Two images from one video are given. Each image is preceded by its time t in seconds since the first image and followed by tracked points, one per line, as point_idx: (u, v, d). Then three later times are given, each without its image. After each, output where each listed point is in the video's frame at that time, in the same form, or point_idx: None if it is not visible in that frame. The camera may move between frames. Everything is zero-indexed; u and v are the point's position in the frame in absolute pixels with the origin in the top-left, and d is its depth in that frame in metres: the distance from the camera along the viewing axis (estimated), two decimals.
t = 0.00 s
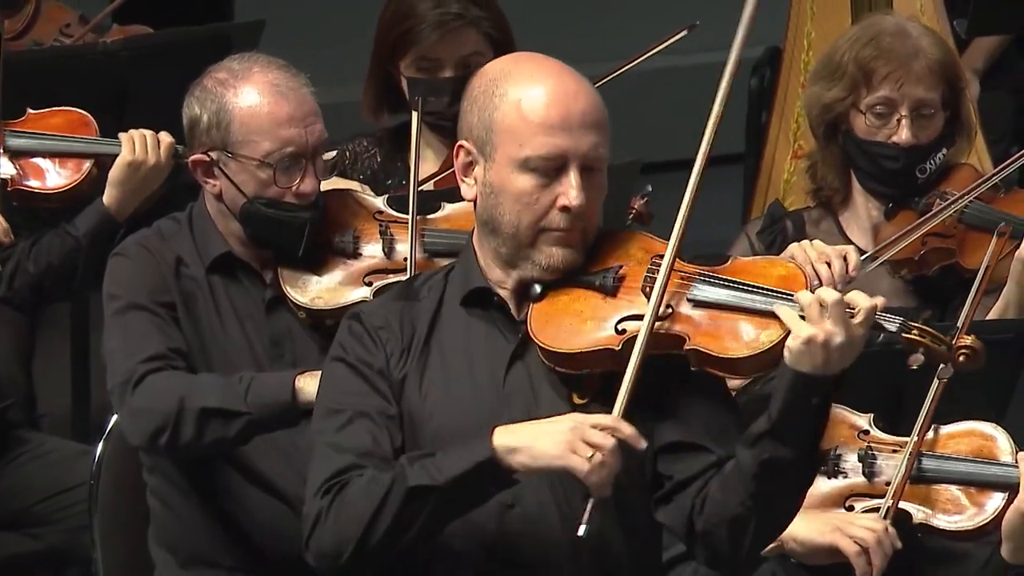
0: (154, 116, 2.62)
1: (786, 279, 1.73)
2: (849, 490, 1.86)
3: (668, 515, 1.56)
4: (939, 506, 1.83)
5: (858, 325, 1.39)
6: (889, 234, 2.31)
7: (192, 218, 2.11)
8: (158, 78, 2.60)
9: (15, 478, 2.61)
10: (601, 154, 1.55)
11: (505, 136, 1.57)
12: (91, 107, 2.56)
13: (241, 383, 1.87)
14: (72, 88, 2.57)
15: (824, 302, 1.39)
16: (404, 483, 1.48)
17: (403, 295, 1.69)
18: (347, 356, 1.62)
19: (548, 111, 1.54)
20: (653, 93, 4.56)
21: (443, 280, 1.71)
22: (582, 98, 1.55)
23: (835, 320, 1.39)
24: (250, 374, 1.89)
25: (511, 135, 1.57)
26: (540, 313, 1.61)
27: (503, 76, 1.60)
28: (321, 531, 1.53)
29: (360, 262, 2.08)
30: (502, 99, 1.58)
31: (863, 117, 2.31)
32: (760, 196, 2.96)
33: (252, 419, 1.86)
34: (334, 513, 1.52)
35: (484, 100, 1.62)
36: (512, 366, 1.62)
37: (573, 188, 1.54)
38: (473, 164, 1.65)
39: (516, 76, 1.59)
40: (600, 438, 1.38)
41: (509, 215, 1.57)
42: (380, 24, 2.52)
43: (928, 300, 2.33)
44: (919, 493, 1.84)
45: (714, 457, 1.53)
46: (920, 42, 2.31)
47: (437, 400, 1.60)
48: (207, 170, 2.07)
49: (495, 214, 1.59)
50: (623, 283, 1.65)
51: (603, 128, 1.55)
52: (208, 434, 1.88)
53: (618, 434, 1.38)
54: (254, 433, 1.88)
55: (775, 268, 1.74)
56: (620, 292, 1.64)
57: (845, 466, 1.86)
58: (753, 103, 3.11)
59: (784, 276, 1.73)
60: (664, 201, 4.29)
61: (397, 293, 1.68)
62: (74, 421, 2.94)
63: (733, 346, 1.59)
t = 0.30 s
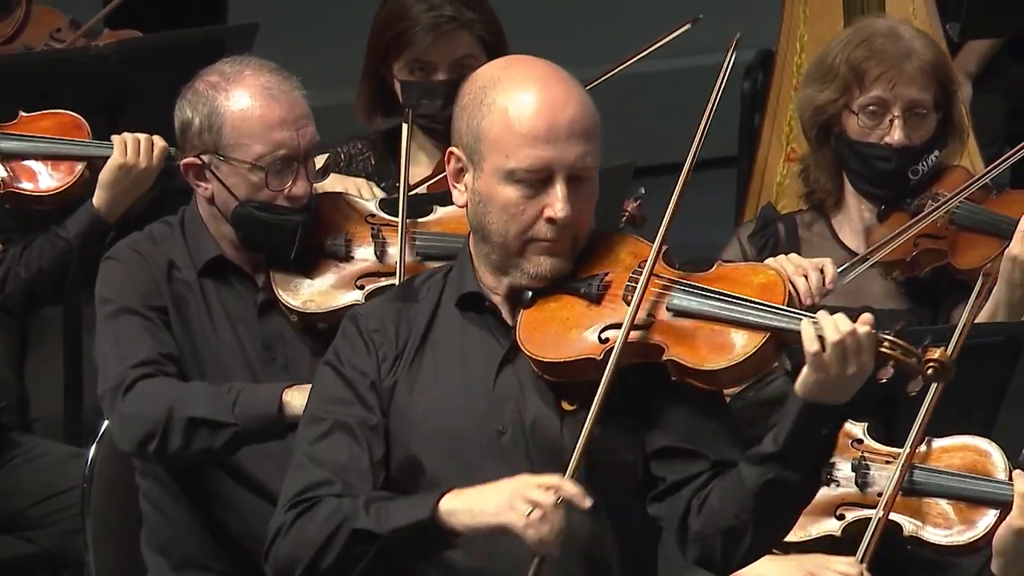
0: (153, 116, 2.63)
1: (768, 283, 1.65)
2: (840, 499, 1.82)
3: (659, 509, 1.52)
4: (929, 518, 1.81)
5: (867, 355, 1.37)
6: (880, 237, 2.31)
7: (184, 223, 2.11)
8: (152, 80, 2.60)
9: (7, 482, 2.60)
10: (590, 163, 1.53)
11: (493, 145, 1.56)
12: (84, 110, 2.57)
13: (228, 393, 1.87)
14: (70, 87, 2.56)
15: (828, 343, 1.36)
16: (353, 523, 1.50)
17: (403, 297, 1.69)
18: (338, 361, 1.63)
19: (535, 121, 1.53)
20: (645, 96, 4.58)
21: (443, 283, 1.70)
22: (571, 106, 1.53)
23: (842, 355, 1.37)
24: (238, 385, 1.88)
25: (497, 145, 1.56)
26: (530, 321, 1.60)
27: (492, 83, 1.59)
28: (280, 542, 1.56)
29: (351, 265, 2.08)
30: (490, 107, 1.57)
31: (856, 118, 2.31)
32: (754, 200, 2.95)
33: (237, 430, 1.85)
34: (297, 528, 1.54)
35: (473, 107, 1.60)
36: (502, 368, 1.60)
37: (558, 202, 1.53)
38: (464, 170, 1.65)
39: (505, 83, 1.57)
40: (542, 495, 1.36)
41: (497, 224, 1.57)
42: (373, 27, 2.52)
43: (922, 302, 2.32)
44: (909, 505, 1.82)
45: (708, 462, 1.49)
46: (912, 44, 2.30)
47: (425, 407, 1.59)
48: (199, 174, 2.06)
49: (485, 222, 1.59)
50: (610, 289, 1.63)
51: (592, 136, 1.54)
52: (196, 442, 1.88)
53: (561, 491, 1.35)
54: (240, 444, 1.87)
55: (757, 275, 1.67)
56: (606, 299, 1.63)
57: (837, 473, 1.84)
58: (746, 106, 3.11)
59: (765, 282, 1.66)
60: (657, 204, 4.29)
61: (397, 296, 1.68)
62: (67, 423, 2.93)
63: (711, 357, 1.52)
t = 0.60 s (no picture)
0: (146, 117, 2.65)
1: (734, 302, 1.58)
2: (838, 506, 1.75)
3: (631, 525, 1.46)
4: (922, 526, 1.72)
5: (791, 379, 1.32)
6: (876, 240, 2.30)
7: (178, 225, 2.11)
8: (147, 82, 2.63)
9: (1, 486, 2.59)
10: (572, 171, 1.49)
11: (479, 152, 1.53)
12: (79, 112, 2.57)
13: (219, 405, 1.87)
14: (66, 88, 2.55)
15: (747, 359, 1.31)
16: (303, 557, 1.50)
17: (413, 292, 1.67)
18: (337, 357, 1.62)
19: (520, 131, 1.50)
20: (641, 99, 4.59)
21: (452, 279, 1.67)
22: (558, 113, 1.50)
23: (766, 375, 1.31)
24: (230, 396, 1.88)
25: (482, 150, 1.53)
26: (512, 328, 1.56)
27: (483, 87, 1.55)
28: (257, 543, 1.57)
29: (344, 270, 2.08)
30: (478, 112, 1.54)
31: (851, 122, 2.30)
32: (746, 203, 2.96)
33: (227, 442, 1.86)
34: (271, 537, 1.55)
35: (465, 110, 1.58)
36: (490, 371, 1.56)
37: (538, 209, 1.49)
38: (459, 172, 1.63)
39: (495, 87, 1.54)
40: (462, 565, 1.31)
41: (482, 228, 1.54)
42: (368, 31, 2.52)
43: (916, 306, 2.33)
44: (903, 514, 1.73)
45: (672, 477, 1.44)
46: (906, 47, 2.29)
47: (408, 409, 1.56)
48: (193, 177, 2.06)
49: (473, 225, 1.56)
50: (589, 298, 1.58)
51: (578, 146, 1.50)
52: (187, 451, 1.89)
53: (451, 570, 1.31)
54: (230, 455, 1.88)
55: (722, 290, 1.60)
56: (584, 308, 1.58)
57: (835, 480, 1.76)
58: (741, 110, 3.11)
59: (727, 300, 1.59)
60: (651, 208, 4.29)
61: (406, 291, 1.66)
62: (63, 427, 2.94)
63: (666, 373, 1.46)
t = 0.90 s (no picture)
0: (142, 121, 2.65)
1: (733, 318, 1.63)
2: (839, 509, 1.77)
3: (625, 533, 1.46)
4: (924, 528, 1.74)
5: (785, 395, 1.35)
6: (878, 246, 2.30)
7: (179, 230, 2.11)
8: (147, 86, 2.62)
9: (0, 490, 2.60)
10: (579, 174, 1.49)
11: (485, 154, 1.53)
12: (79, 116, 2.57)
13: (215, 419, 1.87)
14: (66, 93, 2.55)
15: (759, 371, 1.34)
16: None
17: (412, 293, 1.67)
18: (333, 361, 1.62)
19: (527, 133, 1.49)
20: (640, 103, 4.58)
21: (451, 280, 1.67)
22: (565, 115, 1.49)
23: (764, 389, 1.34)
24: (227, 409, 1.89)
25: (488, 150, 1.52)
26: (509, 334, 1.56)
27: (494, 89, 1.55)
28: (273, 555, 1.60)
29: (345, 274, 2.08)
30: (486, 112, 1.54)
31: (852, 128, 2.30)
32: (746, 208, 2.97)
33: (223, 455, 1.87)
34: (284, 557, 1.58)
35: (473, 111, 1.57)
36: (486, 374, 1.56)
37: (542, 211, 1.49)
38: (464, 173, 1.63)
39: (503, 89, 1.53)
40: None
41: (486, 229, 1.53)
42: (368, 35, 2.51)
43: (915, 313, 2.31)
44: (904, 516, 1.74)
45: (668, 486, 1.43)
46: (909, 54, 2.29)
47: (404, 411, 1.55)
48: (194, 182, 2.06)
49: (476, 226, 1.55)
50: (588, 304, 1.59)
51: (585, 148, 1.50)
52: (182, 463, 1.90)
53: None
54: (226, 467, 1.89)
55: (722, 307, 1.65)
56: (582, 315, 1.60)
57: (835, 484, 1.78)
58: (741, 113, 3.11)
59: (728, 317, 1.63)
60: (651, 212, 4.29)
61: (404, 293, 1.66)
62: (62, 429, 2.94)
63: (665, 385, 1.49)
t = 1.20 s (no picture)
0: (138, 124, 2.61)
1: (752, 302, 1.69)
2: (838, 507, 1.79)
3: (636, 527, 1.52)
4: (921, 523, 1.78)
5: (843, 372, 1.40)
6: (879, 252, 2.29)
7: (179, 235, 2.11)
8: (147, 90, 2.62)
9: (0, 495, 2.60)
10: (582, 166, 1.54)
11: (486, 149, 1.57)
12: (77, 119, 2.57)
13: (212, 429, 1.86)
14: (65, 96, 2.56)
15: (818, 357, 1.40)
16: None
17: (386, 300, 1.69)
18: (314, 367, 1.63)
19: (528, 125, 1.54)
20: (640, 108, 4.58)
21: (426, 285, 1.70)
22: (564, 111, 1.54)
23: (822, 374, 1.40)
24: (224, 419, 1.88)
25: (492, 143, 1.57)
26: (512, 328, 1.60)
27: (490, 85, 1.60)
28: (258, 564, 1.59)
29: (345, 278, 2.08)
30: (486, 108, 1.58)
31: (853, 134, 2.30)
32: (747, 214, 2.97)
33: (219, 467, 1.85)
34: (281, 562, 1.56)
35: (468, 108, 1.62)
36: (480, 377, 1.60)
37: (549, 201, 1.54)
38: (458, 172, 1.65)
39: (501, 85, 1.58)
40: None
41: (486, 224, 1.57)
42: (368, 41, 2.52)
43: (915, 319, 2.30)
44: (901, 511, 1.79)
45: (685, 478, 1.50)
46: (910, 59, 2.29)
47: (394, 415, 1.58)
48: (194, 187, 2.06)
49: (473, 223, 1.59)
50: (597, 298, 1.65)
51: (584, 140, 1.55)
52: (179, 471, 1.89)
53: None
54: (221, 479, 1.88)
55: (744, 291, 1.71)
56: (592, 308, 1.64)
57: (833, 484, 1.81)
58: (741, 119, 3.11)
59: (752, 299, 1.69)
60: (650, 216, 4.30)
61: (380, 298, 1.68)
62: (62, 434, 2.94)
63: (692, 367, 1.55)
